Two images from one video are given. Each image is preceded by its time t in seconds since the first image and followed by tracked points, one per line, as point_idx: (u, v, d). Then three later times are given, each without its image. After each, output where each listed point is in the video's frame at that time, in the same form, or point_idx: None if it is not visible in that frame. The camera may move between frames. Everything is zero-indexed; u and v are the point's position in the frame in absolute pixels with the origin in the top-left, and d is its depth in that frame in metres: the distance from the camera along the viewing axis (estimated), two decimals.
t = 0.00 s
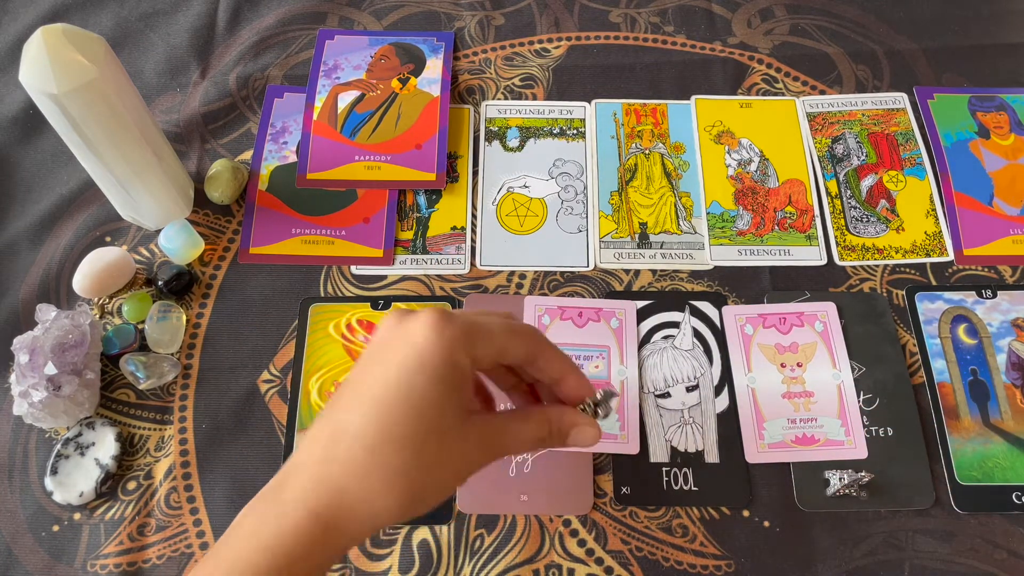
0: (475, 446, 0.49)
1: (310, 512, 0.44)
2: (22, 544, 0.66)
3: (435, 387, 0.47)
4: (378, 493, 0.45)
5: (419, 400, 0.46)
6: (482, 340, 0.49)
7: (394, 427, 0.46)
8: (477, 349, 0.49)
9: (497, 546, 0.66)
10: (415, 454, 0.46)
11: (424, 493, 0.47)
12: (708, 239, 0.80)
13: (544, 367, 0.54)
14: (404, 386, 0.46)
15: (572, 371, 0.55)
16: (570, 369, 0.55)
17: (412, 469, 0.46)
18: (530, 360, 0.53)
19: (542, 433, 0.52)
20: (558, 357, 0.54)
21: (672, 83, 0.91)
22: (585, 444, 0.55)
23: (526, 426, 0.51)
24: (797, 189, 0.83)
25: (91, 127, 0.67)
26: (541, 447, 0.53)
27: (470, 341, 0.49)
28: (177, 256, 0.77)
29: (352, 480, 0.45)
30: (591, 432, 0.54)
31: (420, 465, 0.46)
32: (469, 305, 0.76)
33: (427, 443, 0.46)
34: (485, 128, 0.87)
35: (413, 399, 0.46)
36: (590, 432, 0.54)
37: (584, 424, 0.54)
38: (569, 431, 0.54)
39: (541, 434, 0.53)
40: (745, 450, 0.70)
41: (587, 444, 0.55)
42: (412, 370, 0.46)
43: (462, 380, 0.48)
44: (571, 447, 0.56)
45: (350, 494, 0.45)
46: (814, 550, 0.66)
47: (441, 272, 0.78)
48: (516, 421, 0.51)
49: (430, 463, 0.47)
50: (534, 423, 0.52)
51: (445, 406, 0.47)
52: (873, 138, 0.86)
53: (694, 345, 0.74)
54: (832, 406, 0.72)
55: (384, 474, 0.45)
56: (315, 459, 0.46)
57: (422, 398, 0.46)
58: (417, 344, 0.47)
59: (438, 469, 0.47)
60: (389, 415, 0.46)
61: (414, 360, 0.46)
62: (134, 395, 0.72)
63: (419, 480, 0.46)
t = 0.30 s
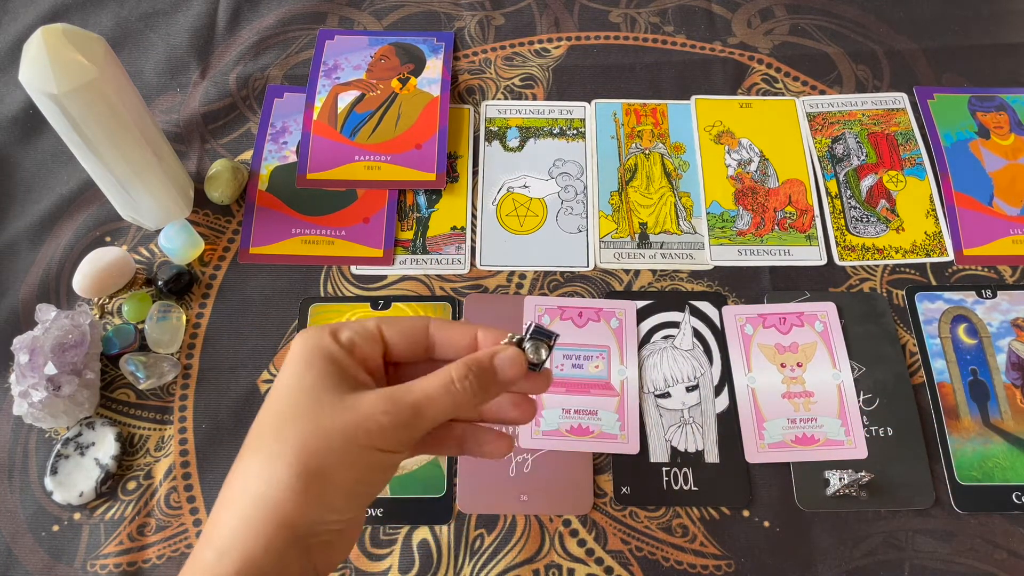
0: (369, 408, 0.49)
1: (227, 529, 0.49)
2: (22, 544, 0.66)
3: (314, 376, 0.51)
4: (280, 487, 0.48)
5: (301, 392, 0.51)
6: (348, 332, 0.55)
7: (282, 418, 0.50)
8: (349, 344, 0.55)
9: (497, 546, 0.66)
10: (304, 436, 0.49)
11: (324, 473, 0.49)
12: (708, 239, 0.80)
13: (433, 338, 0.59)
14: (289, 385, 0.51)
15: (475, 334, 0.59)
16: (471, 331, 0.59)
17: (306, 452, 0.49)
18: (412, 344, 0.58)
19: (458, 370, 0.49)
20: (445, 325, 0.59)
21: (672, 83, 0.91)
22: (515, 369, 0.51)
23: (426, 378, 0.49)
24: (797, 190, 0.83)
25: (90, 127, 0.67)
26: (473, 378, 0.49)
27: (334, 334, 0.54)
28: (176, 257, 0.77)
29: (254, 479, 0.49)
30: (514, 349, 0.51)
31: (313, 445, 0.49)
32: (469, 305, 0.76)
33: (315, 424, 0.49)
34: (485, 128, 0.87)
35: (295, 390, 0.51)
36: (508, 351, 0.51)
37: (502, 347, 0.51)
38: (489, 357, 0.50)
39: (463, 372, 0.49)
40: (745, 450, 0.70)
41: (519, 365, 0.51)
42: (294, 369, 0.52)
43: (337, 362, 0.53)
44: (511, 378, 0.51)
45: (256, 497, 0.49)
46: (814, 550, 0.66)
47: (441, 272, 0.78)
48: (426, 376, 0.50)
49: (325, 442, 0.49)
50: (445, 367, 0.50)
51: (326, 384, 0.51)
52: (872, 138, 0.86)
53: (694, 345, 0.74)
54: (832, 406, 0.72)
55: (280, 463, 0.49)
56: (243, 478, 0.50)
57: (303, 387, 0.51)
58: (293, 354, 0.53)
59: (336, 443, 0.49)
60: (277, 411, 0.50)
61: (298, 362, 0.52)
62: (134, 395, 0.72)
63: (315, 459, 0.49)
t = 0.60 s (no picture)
0: (276, 382, 0.49)
1: (152, 538, 0.48)
2: (23, 543, 0.66)
3: (224, 356, 0.52)
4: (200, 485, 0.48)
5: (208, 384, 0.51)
6: (261, 307, 0.56)
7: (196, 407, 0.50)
8: (264, 317, 0.56)
9: (497, 546, 0.66)
10: (217, 424, 0.49)
11: (241, 459, 0.49)
12: (708, 239, 0.80)
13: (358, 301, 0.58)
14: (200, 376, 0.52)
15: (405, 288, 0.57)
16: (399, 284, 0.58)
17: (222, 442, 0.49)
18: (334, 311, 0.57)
19: (376, 317, 0.47)
20: (369, 283, 0.58)
21: (672, 83, 0.91)
22: (443, 308, 0.49)
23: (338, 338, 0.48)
24: (797, 189, 0.83)
25: (90, 127, 0.67)
26: (392, 322, 0.47)
27: (244, 313, 0.55)
28: (176, 256, 0.77)
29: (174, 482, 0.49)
30: (442, 291, 0.49)
31: (227, 436, 0.49)
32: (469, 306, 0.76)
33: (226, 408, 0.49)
34: (485, 128, 0.87)
35: (206, 377, 0.51)
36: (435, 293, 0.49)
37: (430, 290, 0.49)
38: (417, 301, 0.49)
39: (378, 318, 0.47)
40: (745, 450, 0.70)
41: (448, 305, 0.49)
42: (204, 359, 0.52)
43: (246, 341, 0.53)
44: (441, 321, 0.49)
45: (178, 501, 0.48)
46: (814, 550, 0.66)
47: (441, 272, 0.78)
48: (339, 334, 0.49)
49: (237, 430, 0.49)
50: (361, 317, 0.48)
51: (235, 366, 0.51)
52: (872, 138, 0.86)
53: (694, 345, 0.74)
54: (832, 406, 0.72)
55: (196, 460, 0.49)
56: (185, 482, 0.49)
57: (213, 373, 0.51)
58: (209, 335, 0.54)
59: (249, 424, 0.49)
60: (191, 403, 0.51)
61: (209, 350, 0.53)
62: (134, 395, 0.72)
63: (231, 446, 0.49)
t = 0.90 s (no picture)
0: (207, 395, 0.47)
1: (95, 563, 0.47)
2: (23, 543, 0.66)
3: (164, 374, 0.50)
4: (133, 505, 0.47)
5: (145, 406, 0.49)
6: (205, 327, 0.54)
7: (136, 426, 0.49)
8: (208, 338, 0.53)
9: (497, 546, 0.66)
10: (149, 443, 0.47)
11: (172, 479, 0.47)
12: (708, 239, 0.80)
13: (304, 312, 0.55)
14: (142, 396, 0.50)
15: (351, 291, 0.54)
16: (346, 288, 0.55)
17: (155, 463, 0.47)
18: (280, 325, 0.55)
19: (307, 323, 0.46)
20: (314, 290, 0.55)
21: (672, 83, 0.91)
22: (384, 304, 0.47)
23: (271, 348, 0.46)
24: (797, 189, 0.83)
25: (89, 127, 0.67)
26: (323, 325, 0.46)
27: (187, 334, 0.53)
28: (176, 256, 0.77)
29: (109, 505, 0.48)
30: (382, 288, 0.47)
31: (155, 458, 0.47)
32: (470, 306, 0.76)
33: (159, 427, 0.47)
34: (485, 128, 0.87)
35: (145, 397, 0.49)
36: (373, 290, 0.47)
37: (371, 287, 0.48)
38: (357, 301, 0.48)
39: (309, 323, 0.46)
40: (745, 450, 0.70)
41: (391, 301, 0.47)
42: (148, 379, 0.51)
43: (186, 358, 0.51)
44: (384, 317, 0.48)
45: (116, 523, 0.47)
46: (814, 550, 0.66)
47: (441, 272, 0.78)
48: (269, 346, 0.47)
49: (165, 450, 0.47)
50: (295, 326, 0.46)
51: (172, 383, 0.49)
52: (872, 138, 0.86)
53: (694, 345, 0.74)
54: (832, 406, 0.72)
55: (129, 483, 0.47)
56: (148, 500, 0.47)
57: (152, 393, 0.49)
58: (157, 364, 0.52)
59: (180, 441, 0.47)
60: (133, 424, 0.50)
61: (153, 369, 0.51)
62: (134, 395, 0.72)
63: (162, 466, 0.47)
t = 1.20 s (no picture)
0: (243, 402, 0.47)
1: (117, 567, 0.47)
2: (23, 543, 0.66)
3: (199, 377, 0.50)
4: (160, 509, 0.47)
5: (178, 409, 0.49)
6: (245, 330, 0.55)
7: (167, 429, 0.49)
8: (247, 341, 0.55)
9: (497, 546, 0.66)
10: (180, 448, 0.47)
11: (202, 485, 0.47)
12: (708, 239, 0.80)
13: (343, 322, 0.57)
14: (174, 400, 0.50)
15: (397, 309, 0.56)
16: (389, 306, 0.58)
17: (185, 468, 0.47)
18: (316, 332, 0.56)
19: (351, 336, 0.47)
20: (355, 303, 0.57)
21: (672, 83, 0.91)
22: (427, 326, 0.49)
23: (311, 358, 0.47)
24: (797, 189, 0.83)
25: (90, 128, 0.67)
26: (367, 341, 0.47)
27: (225, 336, 0.54)
28: (176, 256, 0.77)
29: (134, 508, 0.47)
30: (426, 309, 0.49)
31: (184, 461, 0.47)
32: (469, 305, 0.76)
33: (191, 432, 0.48)
34: (485, 128, 0.87)
35: (178, 401, 0.50)
36: (419, 311, 0.49)
37: (415, 309, 0.50)
38: (400, 320, 0.49)
39: (354, 337, 0.47)
40: (745, 450, 0.70)
41: (433, 323, 0.49)
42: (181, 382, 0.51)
43: (223, 360, 0.52)
44: (426, 337, 0.49)
45: (141, 526, 0.47)
46: (815, 551, 0.66)
47: (441, 272, 0.78)
48: (310, 355, 0.47)
49: (197, 455, 0.47)
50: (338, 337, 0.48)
51: (207, 387, 0.50)
52: (873, 138, 0.86)
53: (694, 345, 0.74)
54: (832, 406, 0.72)
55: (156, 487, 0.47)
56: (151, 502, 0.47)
57: (185, 397, 0.50)
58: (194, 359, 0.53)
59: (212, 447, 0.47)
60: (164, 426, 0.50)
61: (187, 372, 0.52)
62: (134, 395, 0.72)
63: (193, 472, 0.47)
